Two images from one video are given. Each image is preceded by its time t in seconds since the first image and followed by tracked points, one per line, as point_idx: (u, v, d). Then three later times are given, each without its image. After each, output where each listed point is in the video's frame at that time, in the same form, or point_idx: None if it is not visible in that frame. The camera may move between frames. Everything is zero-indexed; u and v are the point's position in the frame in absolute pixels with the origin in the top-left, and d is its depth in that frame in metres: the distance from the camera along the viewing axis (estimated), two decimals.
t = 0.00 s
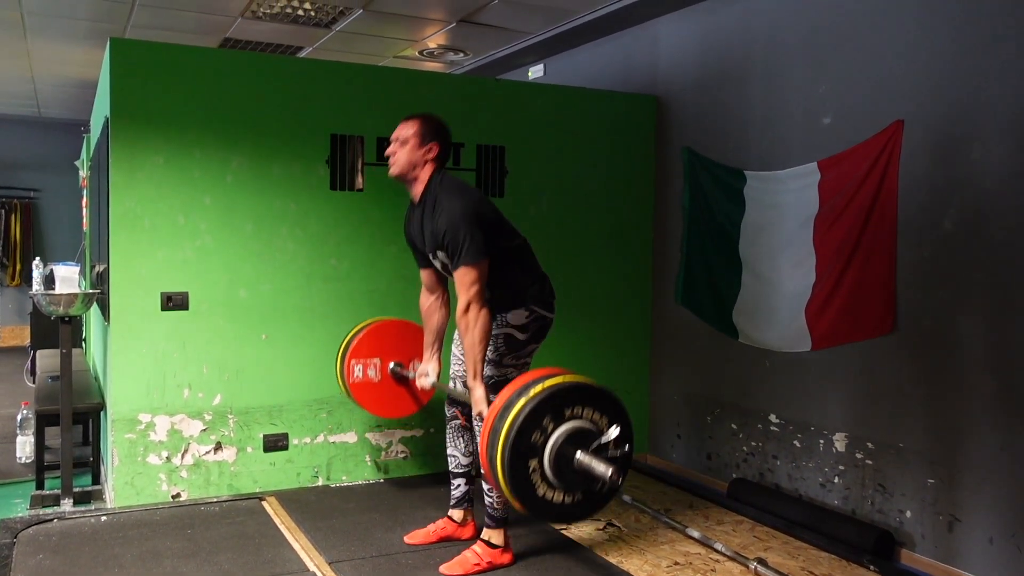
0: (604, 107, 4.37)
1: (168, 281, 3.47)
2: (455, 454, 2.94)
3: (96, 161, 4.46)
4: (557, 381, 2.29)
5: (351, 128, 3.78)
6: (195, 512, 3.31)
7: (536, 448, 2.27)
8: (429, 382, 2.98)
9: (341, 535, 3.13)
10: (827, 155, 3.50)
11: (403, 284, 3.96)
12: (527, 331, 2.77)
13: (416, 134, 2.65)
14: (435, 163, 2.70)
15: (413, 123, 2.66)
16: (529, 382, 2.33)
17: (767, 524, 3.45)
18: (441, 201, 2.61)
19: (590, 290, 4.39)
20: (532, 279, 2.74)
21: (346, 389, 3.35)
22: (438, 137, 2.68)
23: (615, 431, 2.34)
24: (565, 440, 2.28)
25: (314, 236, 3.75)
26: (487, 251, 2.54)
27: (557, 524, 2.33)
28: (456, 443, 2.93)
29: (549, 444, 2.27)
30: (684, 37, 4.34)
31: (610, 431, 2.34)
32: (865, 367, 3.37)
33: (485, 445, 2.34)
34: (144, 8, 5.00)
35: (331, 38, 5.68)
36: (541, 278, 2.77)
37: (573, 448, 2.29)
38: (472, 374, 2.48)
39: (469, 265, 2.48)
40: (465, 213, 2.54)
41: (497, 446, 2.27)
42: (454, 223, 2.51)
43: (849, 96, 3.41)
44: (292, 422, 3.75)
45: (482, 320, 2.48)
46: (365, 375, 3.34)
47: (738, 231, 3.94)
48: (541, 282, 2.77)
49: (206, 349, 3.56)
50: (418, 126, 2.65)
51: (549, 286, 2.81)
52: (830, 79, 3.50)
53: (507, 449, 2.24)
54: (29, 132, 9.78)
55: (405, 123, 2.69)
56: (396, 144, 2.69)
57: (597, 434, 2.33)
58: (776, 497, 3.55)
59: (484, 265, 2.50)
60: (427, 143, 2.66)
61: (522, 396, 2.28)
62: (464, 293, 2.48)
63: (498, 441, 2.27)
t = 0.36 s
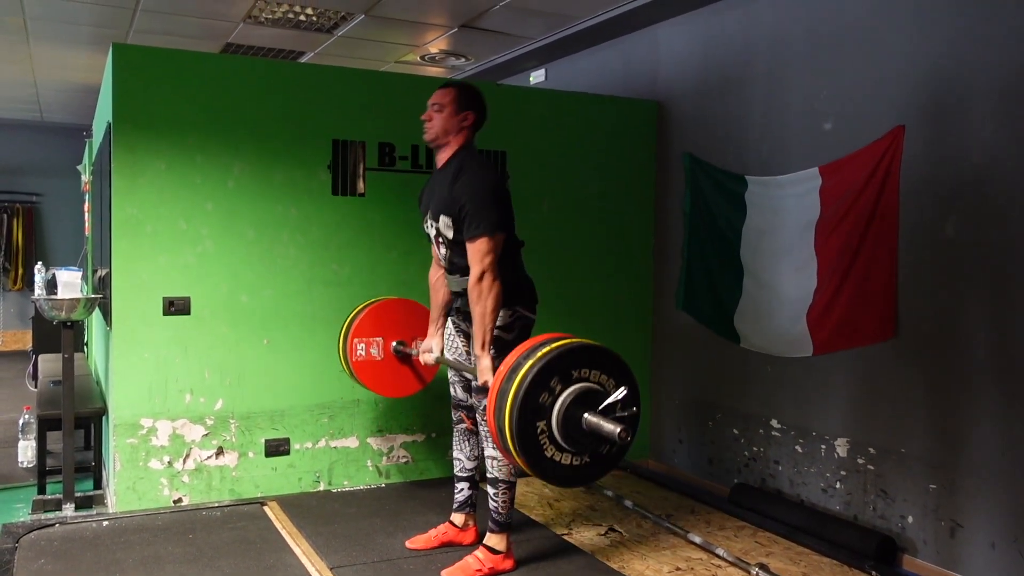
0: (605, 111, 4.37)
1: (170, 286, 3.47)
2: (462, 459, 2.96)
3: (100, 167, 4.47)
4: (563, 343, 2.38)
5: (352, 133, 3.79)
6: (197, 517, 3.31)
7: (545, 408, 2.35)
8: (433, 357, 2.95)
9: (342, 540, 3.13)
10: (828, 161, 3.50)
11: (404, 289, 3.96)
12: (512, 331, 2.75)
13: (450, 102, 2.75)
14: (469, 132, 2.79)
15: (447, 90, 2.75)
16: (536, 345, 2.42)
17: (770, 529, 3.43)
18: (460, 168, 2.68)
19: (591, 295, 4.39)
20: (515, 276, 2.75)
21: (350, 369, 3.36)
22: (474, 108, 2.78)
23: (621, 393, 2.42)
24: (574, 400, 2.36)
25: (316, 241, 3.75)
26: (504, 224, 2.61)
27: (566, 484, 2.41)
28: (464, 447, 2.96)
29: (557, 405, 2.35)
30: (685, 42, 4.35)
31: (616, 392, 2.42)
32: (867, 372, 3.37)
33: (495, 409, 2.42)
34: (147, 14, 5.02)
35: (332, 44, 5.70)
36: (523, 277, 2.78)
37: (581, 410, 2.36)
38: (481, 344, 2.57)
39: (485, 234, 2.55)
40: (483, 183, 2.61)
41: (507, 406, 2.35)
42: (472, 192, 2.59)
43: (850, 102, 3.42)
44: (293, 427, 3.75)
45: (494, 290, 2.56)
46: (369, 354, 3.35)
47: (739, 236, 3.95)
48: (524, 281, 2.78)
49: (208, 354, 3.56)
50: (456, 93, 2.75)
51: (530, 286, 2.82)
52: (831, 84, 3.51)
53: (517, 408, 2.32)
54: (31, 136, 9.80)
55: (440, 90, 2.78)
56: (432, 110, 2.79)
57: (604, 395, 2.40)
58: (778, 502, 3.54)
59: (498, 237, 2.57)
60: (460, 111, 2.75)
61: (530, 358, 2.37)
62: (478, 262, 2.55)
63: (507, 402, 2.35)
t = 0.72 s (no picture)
0: (606, 115, 4.37)
1: (172, 291, 3.48)
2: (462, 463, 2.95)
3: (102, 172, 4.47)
4: (563, 334, 2.40)
5: (354, 138, 3.79)
6: (198, 522, 3.30)
7: (542, 397, 2.35)
8: (427, 354, 2.97)
9: (344, 545, 3.13)
10: (829, 166, 3.50)
11: (406, 293, 3.96)
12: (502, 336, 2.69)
13: (473, 105, 2.72)
14: (494, 131, 2.78)
15: (468, 94, 2.73)
16: (537, 335, 2.44)
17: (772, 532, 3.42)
18: (483, 166, 2.70)
19: (593, 298, 4.39)
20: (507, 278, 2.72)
21: (343, 364, 3.37)
22: (495, 108, 2.76)
23: (619, 388, 2.43)
24: (571, 390, 2.37)
25: (318, 246, 3.76)
26: (520, 223, 2.63)
27: (558, 477, 2.41)
28: (466, 451, 2.95)
29: (554, 394, 2.36)
30: (686, 46, 4.35)
31: (613, 388, 2.43)
32: (869, 376, 3.37)
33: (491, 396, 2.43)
34: (149, 19, 5.03)
35: (334, 49, 5.71)
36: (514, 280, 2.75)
37: (577, 401, 2.37)
38: (481, 339, 2.56)
39: (499, 231, 2.57)
40: (504, 181, 2.64)
41: (503, 391, 2.36)
42: (492, 189, 2.61)
43: (852, 105, 3.42)
44: (295, 432, 3.75)
45: (502, 286, 2.56)
46: (363, 350, 3.36)
47: (741, 239, 3.94)
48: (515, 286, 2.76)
49: (210, 359, 3.56)
50: (477, 95, 2.73)
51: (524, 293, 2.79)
52: (833, 88, 3.51)
53: (514, 394, 2.33)
54: (33, 142, 9.81)
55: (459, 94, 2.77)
56: (456, 116, 2.77)
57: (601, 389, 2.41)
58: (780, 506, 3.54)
59: (513, 234, 2.59)
60: (484, 112, 2.73)
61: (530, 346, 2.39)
62: (489, 256, 2.56)
63: (504, 387, 2.36)
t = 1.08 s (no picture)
0: (605, 118, 4.37)
1: (172, 294, 3.48)
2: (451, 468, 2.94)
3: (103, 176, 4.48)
4: (567, 361, 2.41)
5: (354, 141, 3.80)
6: (198, 525, 3.30)
7: (540, 421, 2.35)
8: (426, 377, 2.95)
9: (344, 548, 3.13)
10: (828, 169, 3.50)
11: (406, 296, 3.96)
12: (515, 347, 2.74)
13: (407, 140, 2.67)
14: (434, 155, 2.73)
15: (400, 130, 2.67)
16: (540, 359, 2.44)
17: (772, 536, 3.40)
18: (445, 195, 2.67)
19: (593, 302, 4.39)
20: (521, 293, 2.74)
21: (340, 382, 3.36)
22: (429, 131, 2.70)
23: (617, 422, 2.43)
24: (569, 419, 2.38)
25: (318, 249, 3.76)
26: (490, 246, 2.60)
27: (548, 506, 2.40)
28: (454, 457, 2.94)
29: (552, 420, 2.36)
30: (686, 49, 4.35)
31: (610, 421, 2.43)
32: (870, 379, 3.36)
33: (488, 414, 2.42)
34: (149, 23, 5.04)
35: (334, 52, 5.72)
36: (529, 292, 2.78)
37: (574, 430, 2.37)
38: (472, 367, 2.55)
39: (470, 258, 2.54)
40: (469, 206, 2.60)
41: (502, 410, 2.35)
42: (458, 217, 2.58)
43: (851, 108, 3.42)
44: (295, 435, 3.75)
45: (483, 312, 2.55)
46: (361, 370, 3.36)
47: (741, 242, 3.94)
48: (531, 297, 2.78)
49: (210, 362, 3.56)
50: (406, 126, 2.67)
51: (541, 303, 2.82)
52: (832, 91, 3.51)
53: (513, 414, 2.33)
54: (35, 146, 9.82)
55: (391, 130, 2.71)
56: (394, 154, 2.72)
57: (599, 420, 2.41)
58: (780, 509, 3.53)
59: (484, 258, 2.56)
60: (420, 142, 2.68)
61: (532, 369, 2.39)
62: (465, 285, 2.53)
63: (504, 408, 2.36)
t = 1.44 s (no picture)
0: (602, 110, 4.37)
1: (168, 287, 3.47)
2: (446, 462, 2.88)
3: (97, 169, 4.45)
4: (559, 479, 2.19)
5: (350, 133, 3.79)
6: (195, 517, 3.30)
7: (528, 543, 2.13)
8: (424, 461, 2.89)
9: (341, 541, 3.12)
10: (823, 160, 3.51)
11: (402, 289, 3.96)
12: (533, 355, 2.71)
13: (349, 279, 2.46)
14: (381, 269, 2.51)
15: (336, 273, 2.45)
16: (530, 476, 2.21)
17: (768, 526, 3.41)
18: (411, 298, 2.49)
19: (589, 294, 4.39)
20: (533, 306, 2.73)
21: (339, 459, 3.23)
22: (364, 255, 2.47)
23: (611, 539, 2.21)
24: (559, 540, 2.15)
25: (313, 242, 3.75)
26: (466, 334, 2.42)
27: None
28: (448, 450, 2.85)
29: (543, 540, 2.14)
30: (682, 41, 4.35)
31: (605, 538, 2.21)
32: (865, 370, 3.37)
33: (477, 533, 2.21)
34: (144, 15, 5.01)
35: (329, 44, 5.70)
36: (541, 304, 2.74)
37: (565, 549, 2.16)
38: (465, 466, 2.38)
39: (450, 353, 2.35)
40: (435, 303, 2.43)
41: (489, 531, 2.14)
42: (429, 315, 2.40)
43: (848, 98, 3.41)
44: (292, 427, 3.75)
45: (469, 409, 2.36)
46: (360, 446, 3.22)
47: (737, 234, 3.94)
48: (545, 307, 2.76)
49: (206, 355, 3.56)
50: (341, 266, 2.44)
51: (558, 313, 2.79)
52: (829, 82, 3.51)
53: (499, 538, 2.11)
54: (29, 139, 9.78)
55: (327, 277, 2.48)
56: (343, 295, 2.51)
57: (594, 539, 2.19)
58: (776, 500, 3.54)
59: (463, 351, 2.37)
60: (360, 270, 2.46)
61: (521, 488, 2.16)
62: (448, 383, 2.35)
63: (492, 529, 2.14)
